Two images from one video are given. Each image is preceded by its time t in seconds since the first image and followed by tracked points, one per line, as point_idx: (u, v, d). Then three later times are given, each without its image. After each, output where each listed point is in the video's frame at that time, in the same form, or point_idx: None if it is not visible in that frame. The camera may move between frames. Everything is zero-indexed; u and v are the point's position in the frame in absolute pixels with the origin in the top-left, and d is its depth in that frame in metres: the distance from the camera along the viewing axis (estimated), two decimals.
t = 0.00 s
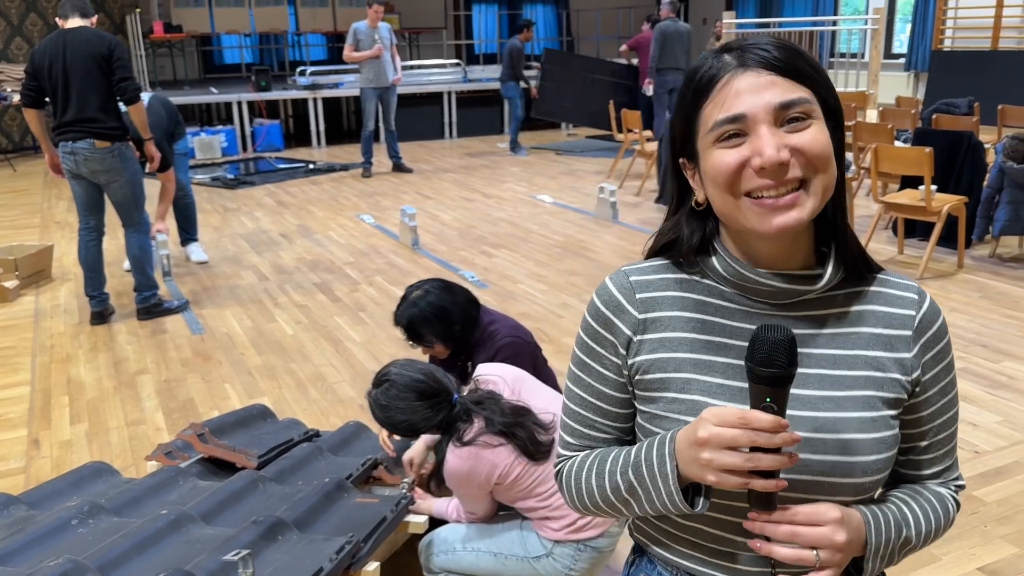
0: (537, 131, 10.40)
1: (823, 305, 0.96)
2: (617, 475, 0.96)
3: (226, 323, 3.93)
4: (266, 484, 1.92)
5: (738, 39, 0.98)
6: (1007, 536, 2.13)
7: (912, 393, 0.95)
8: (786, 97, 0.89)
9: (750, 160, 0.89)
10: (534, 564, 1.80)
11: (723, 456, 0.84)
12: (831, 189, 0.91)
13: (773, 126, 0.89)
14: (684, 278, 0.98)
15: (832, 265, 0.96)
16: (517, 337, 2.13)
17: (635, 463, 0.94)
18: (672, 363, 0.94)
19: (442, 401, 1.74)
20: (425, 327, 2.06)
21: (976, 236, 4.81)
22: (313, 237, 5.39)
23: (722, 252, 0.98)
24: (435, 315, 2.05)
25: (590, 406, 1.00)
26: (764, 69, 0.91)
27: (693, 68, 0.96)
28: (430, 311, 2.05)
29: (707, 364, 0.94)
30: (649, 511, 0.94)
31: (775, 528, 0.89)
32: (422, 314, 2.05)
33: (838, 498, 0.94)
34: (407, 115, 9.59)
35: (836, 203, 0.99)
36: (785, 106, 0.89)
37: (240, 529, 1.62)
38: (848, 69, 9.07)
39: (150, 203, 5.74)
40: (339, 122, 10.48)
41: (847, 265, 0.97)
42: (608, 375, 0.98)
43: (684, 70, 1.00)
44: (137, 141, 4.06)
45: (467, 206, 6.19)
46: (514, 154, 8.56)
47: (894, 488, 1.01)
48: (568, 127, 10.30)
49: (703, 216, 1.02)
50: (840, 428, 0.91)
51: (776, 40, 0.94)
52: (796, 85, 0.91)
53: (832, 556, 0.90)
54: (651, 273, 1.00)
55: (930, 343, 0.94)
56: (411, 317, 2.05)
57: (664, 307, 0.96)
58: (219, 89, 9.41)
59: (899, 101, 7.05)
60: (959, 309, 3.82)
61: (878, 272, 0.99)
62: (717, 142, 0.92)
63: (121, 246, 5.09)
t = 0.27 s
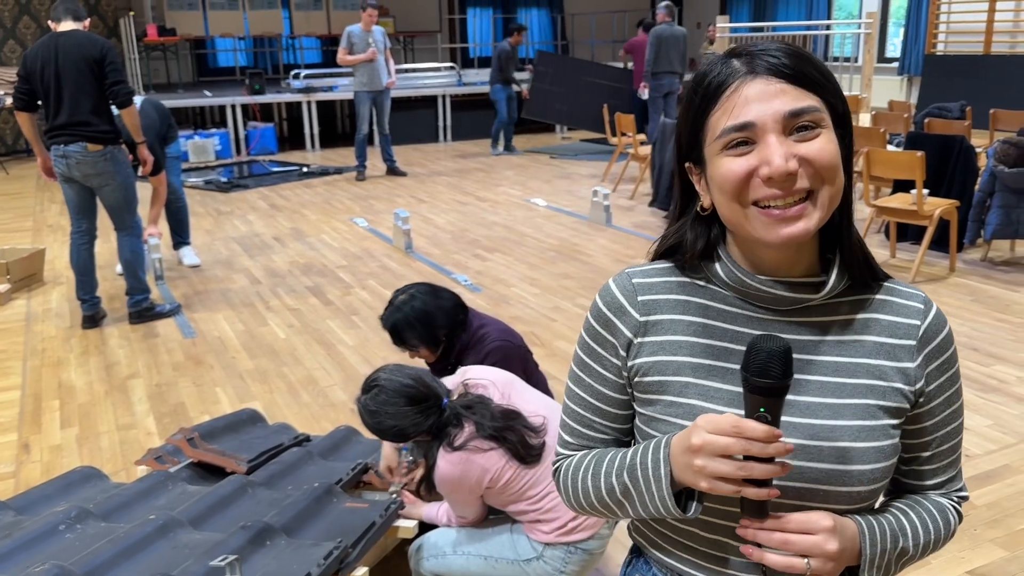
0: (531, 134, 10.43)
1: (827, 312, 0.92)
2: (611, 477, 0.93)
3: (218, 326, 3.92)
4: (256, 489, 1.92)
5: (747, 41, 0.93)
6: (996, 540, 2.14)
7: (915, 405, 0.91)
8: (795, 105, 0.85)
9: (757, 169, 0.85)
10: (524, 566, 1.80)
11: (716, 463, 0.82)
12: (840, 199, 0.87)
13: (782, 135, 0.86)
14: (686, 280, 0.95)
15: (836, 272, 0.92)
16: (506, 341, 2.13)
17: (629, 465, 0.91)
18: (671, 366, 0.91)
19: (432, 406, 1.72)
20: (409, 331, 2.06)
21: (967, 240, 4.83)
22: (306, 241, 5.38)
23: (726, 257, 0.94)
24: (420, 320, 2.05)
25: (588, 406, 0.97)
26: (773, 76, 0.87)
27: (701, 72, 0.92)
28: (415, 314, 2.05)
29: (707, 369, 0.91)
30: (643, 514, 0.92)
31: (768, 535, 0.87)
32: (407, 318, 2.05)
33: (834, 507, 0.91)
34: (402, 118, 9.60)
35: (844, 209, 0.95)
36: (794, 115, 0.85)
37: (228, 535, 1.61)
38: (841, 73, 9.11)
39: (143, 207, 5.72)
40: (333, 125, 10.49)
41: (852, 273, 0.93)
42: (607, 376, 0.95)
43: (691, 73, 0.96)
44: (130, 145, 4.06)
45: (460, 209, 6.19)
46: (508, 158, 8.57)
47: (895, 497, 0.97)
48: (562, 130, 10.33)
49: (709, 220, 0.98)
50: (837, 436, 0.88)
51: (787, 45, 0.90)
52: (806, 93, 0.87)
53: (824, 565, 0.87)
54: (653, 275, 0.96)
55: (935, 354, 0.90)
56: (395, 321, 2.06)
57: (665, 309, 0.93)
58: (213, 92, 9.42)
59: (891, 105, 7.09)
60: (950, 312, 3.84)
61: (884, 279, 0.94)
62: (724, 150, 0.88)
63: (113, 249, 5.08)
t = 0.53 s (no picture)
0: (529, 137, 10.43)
1: (822, 320, 0.90)
2: (602, 481, 0.92)
3: (213, 329, 3.92)
4: (248, 492, 1.92)
5: (739, 49, 0.92)
6: (989, 543, 2.14)
7: (910, 416, 0.89)
8: (787, 111, 0.85)
9: (749, 176, 0.84)
10: (518, 568, 1.80)
11: (700, 474, 0.82)
12: (834, 206, 0.86)
13: (774, 142, 0.84)
14: (681, 285, 0.94)
15: (832, 280, 0.91)
16: (498, 342, 2.14)
17: (618, 470, 0.91)
18: (663, 371, 0.91)
19: (424, 411, 1.71)
20: (398, 332, 2.06)
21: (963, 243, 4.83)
22: (302, 243, 5.38)
23: (722, 265, 0.93)
24: (409, 321, 2.05)
25: (581, 409, 0.97)
26: (764, 83, 0.86)
27: (693, 81, 0.91)
28: (404, 315, 2.05)
29: (699, 375, 0.90)
30: (632, 519, 0.91)
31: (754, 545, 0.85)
32: (397, 319, 2.05)
33: (824, 516, 0.89)
34: (399, 121, 9.59)
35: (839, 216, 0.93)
36: (786, 121, 0.84)
37: (219, 538, 1.61)
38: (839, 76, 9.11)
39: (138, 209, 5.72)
40: (331, 127, 10.48)
41: (848, 281, 0.91)
42: (601, 379, 0.95)
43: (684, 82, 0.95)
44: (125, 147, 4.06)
45: (457, 212, 6.19)
46: (505, 160, 8.57)
47: (890, 508, 0.95)
48: (560, 133, 10.33)
49: (705, 229, 0.97)
50: (827, 445, 0.86)
51: (778, 52, 0.89)
52: (797, 100, 0.86)
53: None
54: (649, 279, 0.95)
55: (931, 366, 0.88)
56: (384, 322, 2.06)
57: (660, 315, 0.92)
58: (210, 94, 9.39)
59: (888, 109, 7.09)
60: (945, 315, 3.84)
61: (882, 288, 0.92)
62: (717, 159, 0.87)
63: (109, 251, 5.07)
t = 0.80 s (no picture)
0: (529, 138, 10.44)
1: (816, 322, 0.89)
2: (596, 482, 0.90)
3: (212, 329, 3.93)
4: (244, 491, 1.93)
5: (734, 54, 0.91)
6: (985, 546, 2.14)
7: (904, 418, 0.87)
8: (779, 118, 0.83)
9: (742, 183, 0.83)
10: (514, 566, 1.80)
11: (697, 472, 0.79)
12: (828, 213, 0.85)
13: (767, 148, 0.83)
14: (676, 285, 0.92)
15: (826, 281, 0.89)
16: (493, 341, 2.14)
17: (613, 471, 0.88)
18: (658, 371, 0.89)
19: (418, 414, 1.71)
20: (393, 331, 2.07)
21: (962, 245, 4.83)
22: (302, 243, 5.39)
23: (716, 266, 0.91)
24: (404, 320, 2.06)
25: (575, 410, 0.95)
26: (757, 89, 0.85)
27: (687, 86, 0.90)
28: (399, 315, 2.06)
29: (694, 376, 0.88)
30: (625, 519, 0.88)
31: (749, 545, 0.84)
32: (391, 318, 2.06)
33: (818, 519, 0.88)
34: (400, 121, 9.60)
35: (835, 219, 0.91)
36: (778, 128, 0.83)
37: (215, 537, 1.62)
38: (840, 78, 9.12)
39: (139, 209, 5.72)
40: (331, 128, 10.50)
41: (842, 283, 0.89)
42: (595, 380, 0.93)
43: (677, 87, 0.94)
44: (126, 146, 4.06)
45: (457, 212, 6.20)
46: (506, 161, 8.59)
47: (885, 512, 0.94)
48: (561, 134, 10.36)
49: (700, 231, 0.95)
50: (822, 447, 0.85)
51: (772, 57, 0.88)
52: (791, 105, 0.85)
53: None
54: (644, 280, 0.94)
55: (926, 368, 0.87)
56: (379, 321, 2.07)
57: (654, 316, 0.91)
58: (211, 94, 9.41)
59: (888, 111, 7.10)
60: (943, 318, 3.84)
61: (877, 291, 0.91)
62: (710, 165, 0.86)
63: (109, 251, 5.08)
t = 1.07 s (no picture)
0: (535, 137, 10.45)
1: (813, 322, 0.88)
2: (589, 482, 0.87)
3: (215, 327, 3.93)
4: (243, 489, 1.93)
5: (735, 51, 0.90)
6: (986, 549, 2.13)
7: (901, 420, 0.87)
8: (779, 119, 0.82)
9: (741, 184, 0.82)
10: (511, 566, 1.79)
11: (693, 472, 0.77)
12: (826, 214, 0.84)
13: (766, 149, 0.82)
14: (672, 286, 0.91)
15: (823, 283, 0.88)
16: (494, 340, 2.14)
17: (607, 471, 0.86)
18: (653, 371, 0.88)
19: (415, 413, 1.71)
20: (394, 330, 2.07)
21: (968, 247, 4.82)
22: (307, 242, 5.39)
23: (713, 265, 0.90)
24: (404, 319, 2.06)
25: (568, 410, 0.94)
26: (758, 88, 0.84)
27: (687, 84, 0.89)
28: (400, 313, 2.07)
29: (689, 375, 0.87)
30: (619, 522, 0.86)
31: (745, 546, 0.83)
32: (391, 316, 2.07)
33: (814, 520, 0.87)
34: (406, 120, 9.61)
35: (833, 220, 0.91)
36: (779, 128, 0.82)
37: (213, 535, 1.62)
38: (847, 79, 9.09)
39: (144, 207, 5.74)
40: (338, 127, 10.52)
41: (839, 284, 0.88)
42: (589, 379, 0.92)
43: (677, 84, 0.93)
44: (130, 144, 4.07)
45: (462, 212, 6.20)
46: (511, 161, 8.59)
47: (881, 514, 0.93)
48: (566, 133, 10.36)
49: (697, 230, 0.94)
50: (819, 447, 0.84)
51: (774, 55, 0.87)
52: (792, 106, 0.83)
53: None
54: (640, 279, 0.93)
55: (922, 369, 0.86)
56: (380, 319, 2.07)
57: (651, 315, 0.90)
58: (218, 93, 9.44)
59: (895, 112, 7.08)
60: (948, 319, 3.83)
61: (873, 292, 0.90)
62: (709, 164, 0.85)
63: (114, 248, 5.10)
